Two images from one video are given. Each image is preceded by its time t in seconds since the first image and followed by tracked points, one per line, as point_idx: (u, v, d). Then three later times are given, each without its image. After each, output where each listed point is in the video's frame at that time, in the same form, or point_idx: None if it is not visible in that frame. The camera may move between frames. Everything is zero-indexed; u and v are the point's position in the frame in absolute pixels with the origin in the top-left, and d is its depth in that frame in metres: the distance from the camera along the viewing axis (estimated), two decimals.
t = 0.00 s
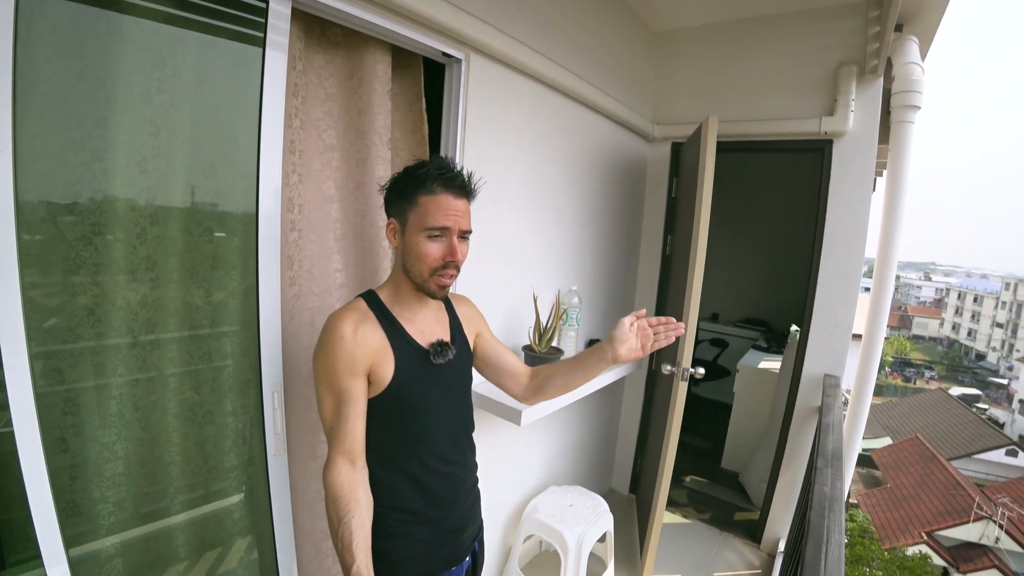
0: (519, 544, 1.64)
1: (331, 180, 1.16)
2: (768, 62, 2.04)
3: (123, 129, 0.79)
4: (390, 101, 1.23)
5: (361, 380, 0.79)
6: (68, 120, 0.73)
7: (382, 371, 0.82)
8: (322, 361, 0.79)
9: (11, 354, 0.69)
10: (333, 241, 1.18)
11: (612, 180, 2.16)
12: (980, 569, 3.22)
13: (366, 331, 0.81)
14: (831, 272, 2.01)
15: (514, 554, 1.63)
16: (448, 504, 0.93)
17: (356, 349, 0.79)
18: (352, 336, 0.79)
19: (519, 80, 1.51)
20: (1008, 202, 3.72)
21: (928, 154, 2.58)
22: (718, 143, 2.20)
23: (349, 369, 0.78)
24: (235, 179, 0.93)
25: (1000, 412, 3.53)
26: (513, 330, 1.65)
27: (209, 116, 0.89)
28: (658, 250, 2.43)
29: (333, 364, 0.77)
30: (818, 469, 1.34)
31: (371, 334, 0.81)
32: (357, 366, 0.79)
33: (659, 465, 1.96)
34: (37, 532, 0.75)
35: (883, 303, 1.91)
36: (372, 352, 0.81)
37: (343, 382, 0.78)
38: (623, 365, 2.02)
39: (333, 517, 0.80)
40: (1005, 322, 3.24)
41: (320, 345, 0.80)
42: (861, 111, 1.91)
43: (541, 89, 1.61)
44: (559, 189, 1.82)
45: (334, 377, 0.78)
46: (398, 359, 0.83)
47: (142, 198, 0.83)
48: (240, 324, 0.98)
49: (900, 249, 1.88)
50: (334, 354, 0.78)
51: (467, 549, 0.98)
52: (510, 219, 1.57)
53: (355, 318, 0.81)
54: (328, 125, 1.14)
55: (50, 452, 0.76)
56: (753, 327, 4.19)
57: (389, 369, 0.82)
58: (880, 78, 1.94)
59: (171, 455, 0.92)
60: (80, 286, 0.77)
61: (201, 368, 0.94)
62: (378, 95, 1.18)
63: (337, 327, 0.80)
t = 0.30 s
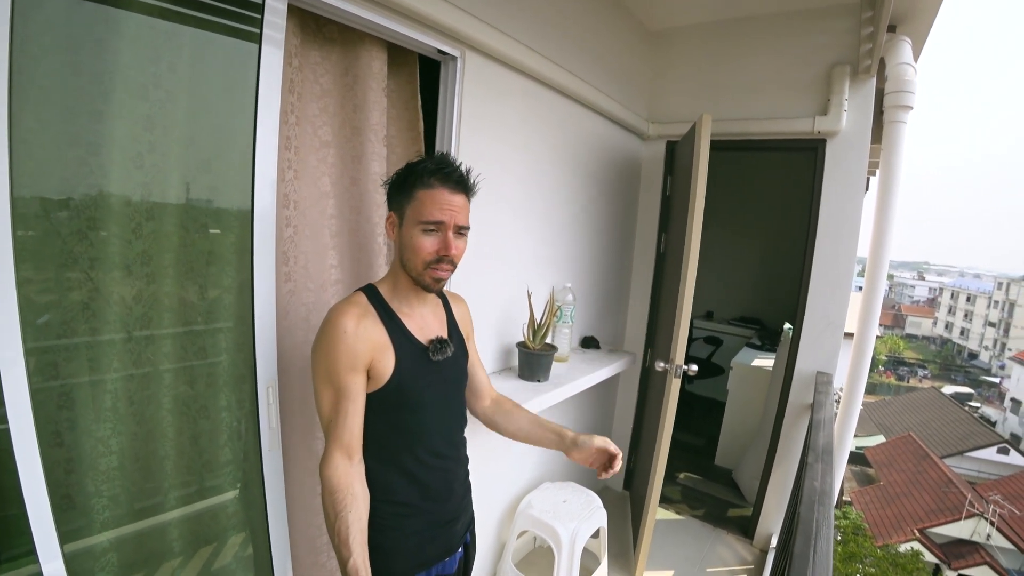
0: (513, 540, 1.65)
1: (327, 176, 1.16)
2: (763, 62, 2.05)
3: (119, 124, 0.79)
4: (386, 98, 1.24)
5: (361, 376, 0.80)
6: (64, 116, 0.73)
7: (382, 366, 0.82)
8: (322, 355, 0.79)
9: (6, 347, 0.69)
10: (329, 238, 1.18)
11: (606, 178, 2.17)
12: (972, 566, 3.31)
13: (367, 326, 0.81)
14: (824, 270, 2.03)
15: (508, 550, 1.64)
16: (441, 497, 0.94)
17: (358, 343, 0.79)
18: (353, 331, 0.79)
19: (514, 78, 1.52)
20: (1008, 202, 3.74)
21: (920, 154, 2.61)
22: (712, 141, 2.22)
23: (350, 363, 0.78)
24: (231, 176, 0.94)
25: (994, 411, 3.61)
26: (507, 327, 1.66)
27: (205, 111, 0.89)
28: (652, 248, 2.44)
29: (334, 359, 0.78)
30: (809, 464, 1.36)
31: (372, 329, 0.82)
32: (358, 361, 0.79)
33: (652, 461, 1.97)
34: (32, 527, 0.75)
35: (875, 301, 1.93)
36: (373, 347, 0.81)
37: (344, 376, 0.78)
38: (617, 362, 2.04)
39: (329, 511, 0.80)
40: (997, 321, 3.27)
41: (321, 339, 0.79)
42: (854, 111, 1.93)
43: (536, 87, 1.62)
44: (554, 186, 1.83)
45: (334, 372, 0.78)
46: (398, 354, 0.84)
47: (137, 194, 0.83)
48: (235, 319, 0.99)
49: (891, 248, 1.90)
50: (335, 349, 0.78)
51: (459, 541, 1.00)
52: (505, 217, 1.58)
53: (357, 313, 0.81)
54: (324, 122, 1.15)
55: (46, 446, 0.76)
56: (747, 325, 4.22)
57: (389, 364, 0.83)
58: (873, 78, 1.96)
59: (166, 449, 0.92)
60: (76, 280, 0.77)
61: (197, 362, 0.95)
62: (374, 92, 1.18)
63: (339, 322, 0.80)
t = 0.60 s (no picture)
0: (512, 536, 1.66)
1: (319, 177, 1.17)
2: (753, 57, 2.06)
3: (112, 128, 0.80)
4: (377, 98, 1.25)
5: (358, 371, 0.81)
6: (57, 120, 0.74)
7: (379, 362, 0.83)
8: (320, 350, 0.80)
9: (3, 350, 0.69)
10: (322, 237, 1.19)
11: (598, 175, 2.19)
12: (972, 556, 3.27)
13: (365, 321, 0.82)
14: (816, 263, 2.05)
15: (506, 547, 1.65)
16: (435, 491, 0.95)
17: (356, 339, 0.80)
18: (352, 326, 0.80)
19: (505, 77, 1.53)
20: (1008, 201, 3.78)
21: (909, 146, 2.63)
22: (704, 137, 2.23)
23: (348, 359, 0.79)
24: (225, 177, 0.95)
25: (990, 401, 3.70)
26: (501, 324, 1.67)
27: (197, 113, 0.90)
28: (645, 244, 2.45)
29: (332, 353, 0.78)
30: (801, 454, 1.37)
31: (371, 325, 0.83)
32: (356, 356, 0.80)
33: (649, 455, 1.98)
34: (30, 528, 0.75)
35: (867, 293, 1.95)
36: (371, 343, 0.82)
37: (341, 371, 0.79)
38: (612, 358, 2.05)
39: (324, 506, 0.81)
40: (992, 313, 3.34)
41: (319, 333, 0.80)
42: (842, 104, 1.95)
43: (526, 85, 1.63)
44: (546, 184, 1.84)
45: (332, 367, 0.79)
46: (395, 350, 0.85)
47: (131, 196, 0.84)
48: (230, 319, 0.99)
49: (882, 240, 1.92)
50: (334, 343, 0.79)
51: (454, 534, 1.01)
52: (498, 214, 1.59)
53: (355, 308, 0.82)
54: (316, 123, 1.16)
55: (43, 447, 0.76)
56: (742, 320, 4.24)
57: (386, 360, 0.84)
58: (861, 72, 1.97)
59: (163, 450, 0.93)
60: (70, 282, 0.78)
61: (192, 363, 0.95)
62: (365, 92, 1.19)
63: (337, 317, 0.81)
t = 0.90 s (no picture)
0: (514, 535, 1.66)
1: (313, 179, 1.17)
2: (745, 50, 2.06)
3: (104, 135, 0.80)
4: (369, 100, 1.25)
5: (354, 371, 0.81)
6: (49, 129, 0.74)
7: (376, 362, 0.84)
8: (316, 351, 0.80)
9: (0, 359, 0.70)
10: (317, 240, 1.19)
11: (593, 172, 2.19)
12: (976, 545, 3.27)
13: (362, 321, 0.83)
14: (813, 255, 2.05)
15: (509, 545, 1.65)
16: (432, 489, 0.95)
17: (353, 339, 0.80)
18: (349, 326, 0.80)
19: (496, 76, 1.53)
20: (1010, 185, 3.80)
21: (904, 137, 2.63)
22: (698, 131, 2.23)
23: (345, 359, 0.79)
24: (218, 182, 0.95)
25: (994, 391, 3.72)
26: (498, 322, 1.68)
27: (189, 118, 0.90)
28: (642, 239, 2.45)
29: (329, 354, 0.79)
30: (800, 445, 1.37)
31: (367, 325, 0.83)
32: (352, 357, 0.80)
33: (650, 451, 1.98)
34: (32, 534, 0.76)
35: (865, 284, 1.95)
36: (367, 343, 0.82)
37: (338, 372, 0.79)
38: (611, 354, 2.05)
39: (322, 507, 0.81)
40: (994, 302, 3.29)
41: (315, 334, 0.80)
42: (836, 95, 1.95)
43: (518, 83, 1.63)
44: (541, 182, 1.84)
45: (329, 368, 0.79)
46: (392, 350, 0.85)
47: (125, 203, 0.84)
48: (226, 322, 1.00)
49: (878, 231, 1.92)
50: (330, 344, 0.79)
51: (452, 531, 1.02)
52: (493, 213, 1.60)
53: (351, 308, 0.83)
54: (308, 126, 1.16)
55: (43, 454, 0.77)
56: (742, 314, 4.23)
57: (383, 360, 0.84)
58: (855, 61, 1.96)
59: (162, 455, 0.93)
60: (67, 289, 0.78)
61: (190, 367, 0.96)
62: (356, 94, 1.19)
63: (334, 317, 0.81)
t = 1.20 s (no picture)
0: (515, 535, 1.66)
1: (312, 180, 1.19)
2: (743, 48, 2.07)
3: (106, 135, 0.82)
4: (367, 101, 1.26)
5: (350, 367, 0.82)
6: (51, 129, 0.76)
7: (371, 358, 0.84)
8: (312, 347, 0.81)
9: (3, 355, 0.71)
10: (316, 239, 1.20)
11: (593, 172, 2.19)
12: (989, 550, 3.16)
13: (358, 317, 0.83)
14: (814, 253, 2.04)
15: (510, 545, 1.65)
16: (429, 485, 0.96)
17: (349, 335, 0.81)
18: (345, 322, 0.81)
19: (496, 77, 1.54)
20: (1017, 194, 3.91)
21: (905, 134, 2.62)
22: (697, 131, 2.23)
23: (341, 355, 0.80)
24: (219, 181, 0.96)
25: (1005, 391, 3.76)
26: (498, 322, 1.68)
27: (189, 120, 0.91)
28: (643, 240, 2.45)
29: (325, 350, 0.79)
30: (801, 443, 1.36)
31: (363, 321, 0.84)
32: (348, 352, 0.81)
33: (652, 450, 1.98)
34: (34, 528, 0.77)
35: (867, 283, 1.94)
36: (363, 339, 0.83)
37: (333, 368, 0.80)
38: (612, 354, 2.05)
39: (318, 502, 0.82)
40: (1004, 303, 3.25)
41: (311, 330, 0.81)
42: (835, 93, 1.94)
43: (517, 84, 1.65)
44: (541, 182, 1.85)
45: (325, 364, 0.80)
46: (387, 346, 0.86)
47: (128, 203, 0.85)
48: (227, 320, 1.01)
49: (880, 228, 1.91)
50: (326, 340, 0.80)
51: (449, 527, 1.02)
52: (493, 214, 1.61)
53: (347, 305, 0.83)
54: (307, 127, 1.17)
55: (45, 449, 0.78)
56: (746, 314, 4.21)
57: (379, 356, 0.85)
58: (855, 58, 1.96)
59: (163, 452, 0.94)
60: (70, 287, 0.80)
61: (191, 365, 0.97)
62: (354, 95, 1.20)
63: (330, 314, 0.82)
